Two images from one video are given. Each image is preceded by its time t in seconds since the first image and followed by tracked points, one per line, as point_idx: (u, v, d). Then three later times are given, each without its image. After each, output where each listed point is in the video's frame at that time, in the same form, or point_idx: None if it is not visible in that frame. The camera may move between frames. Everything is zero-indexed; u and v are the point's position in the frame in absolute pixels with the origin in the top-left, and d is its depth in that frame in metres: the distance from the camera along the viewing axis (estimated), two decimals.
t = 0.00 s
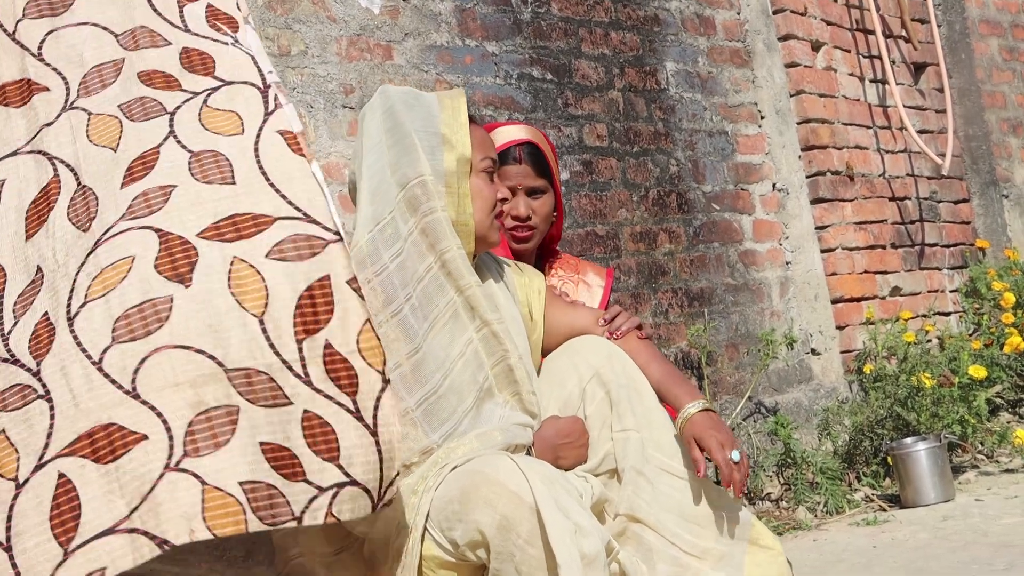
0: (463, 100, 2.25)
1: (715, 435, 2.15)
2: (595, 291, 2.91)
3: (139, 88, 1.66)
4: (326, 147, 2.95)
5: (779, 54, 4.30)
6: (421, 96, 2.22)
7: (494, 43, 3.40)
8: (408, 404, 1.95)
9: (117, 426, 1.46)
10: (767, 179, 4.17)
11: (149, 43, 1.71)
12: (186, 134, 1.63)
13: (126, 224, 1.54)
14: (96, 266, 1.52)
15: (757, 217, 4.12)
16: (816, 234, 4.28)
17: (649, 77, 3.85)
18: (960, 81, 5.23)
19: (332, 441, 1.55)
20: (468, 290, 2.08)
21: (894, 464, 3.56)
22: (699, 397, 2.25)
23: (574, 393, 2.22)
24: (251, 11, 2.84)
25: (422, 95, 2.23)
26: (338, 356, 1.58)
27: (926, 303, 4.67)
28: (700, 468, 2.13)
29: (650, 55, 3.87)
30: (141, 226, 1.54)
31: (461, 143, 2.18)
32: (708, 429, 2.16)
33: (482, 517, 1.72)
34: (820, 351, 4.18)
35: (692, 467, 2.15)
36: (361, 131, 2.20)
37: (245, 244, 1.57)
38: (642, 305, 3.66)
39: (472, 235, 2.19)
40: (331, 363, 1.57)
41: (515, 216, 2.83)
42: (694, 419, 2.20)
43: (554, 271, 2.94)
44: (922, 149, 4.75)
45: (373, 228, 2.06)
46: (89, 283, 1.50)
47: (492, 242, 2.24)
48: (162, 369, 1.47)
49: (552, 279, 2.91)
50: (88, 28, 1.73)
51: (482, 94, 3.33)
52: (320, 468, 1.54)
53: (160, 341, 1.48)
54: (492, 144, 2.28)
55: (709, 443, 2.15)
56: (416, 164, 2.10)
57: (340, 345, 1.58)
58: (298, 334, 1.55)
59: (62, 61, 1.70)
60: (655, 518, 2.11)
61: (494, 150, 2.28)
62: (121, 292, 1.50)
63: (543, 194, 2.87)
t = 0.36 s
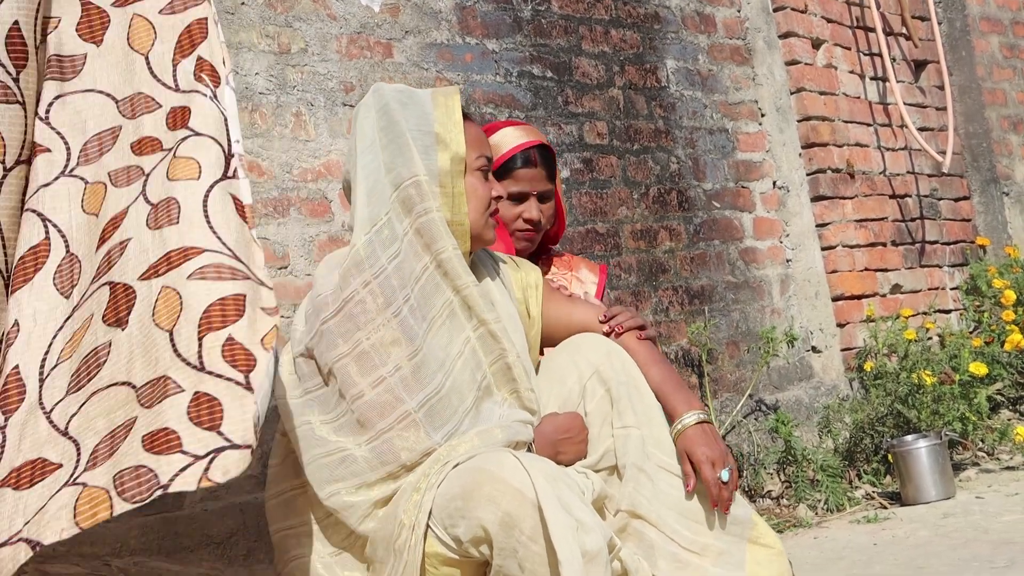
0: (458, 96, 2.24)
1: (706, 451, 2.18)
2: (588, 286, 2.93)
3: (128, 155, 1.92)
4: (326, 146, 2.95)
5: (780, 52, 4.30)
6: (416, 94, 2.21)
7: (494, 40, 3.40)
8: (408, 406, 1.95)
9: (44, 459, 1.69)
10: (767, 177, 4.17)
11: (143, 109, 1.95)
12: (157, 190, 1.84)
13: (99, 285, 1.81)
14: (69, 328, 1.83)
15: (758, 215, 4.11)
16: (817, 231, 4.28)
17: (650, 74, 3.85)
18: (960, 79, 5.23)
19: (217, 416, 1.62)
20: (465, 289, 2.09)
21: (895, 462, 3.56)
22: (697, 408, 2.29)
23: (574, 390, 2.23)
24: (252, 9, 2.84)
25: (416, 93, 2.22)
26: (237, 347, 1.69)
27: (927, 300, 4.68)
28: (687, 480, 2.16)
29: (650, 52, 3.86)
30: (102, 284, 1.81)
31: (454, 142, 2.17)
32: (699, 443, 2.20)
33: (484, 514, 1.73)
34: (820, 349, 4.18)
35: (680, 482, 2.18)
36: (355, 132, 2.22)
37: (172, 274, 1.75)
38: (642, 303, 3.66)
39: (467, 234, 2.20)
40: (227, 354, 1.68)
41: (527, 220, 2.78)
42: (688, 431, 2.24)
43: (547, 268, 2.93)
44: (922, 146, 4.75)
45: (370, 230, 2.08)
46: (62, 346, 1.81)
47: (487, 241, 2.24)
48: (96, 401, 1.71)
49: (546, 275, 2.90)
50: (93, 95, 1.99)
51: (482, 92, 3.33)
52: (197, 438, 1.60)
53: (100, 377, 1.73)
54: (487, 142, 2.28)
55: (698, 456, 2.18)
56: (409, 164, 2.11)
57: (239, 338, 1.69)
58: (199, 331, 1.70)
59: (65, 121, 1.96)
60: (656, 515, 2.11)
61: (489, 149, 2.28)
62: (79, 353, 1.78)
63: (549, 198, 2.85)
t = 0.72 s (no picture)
0: (470, 94, 2.24)
1: (721, 434, 2.16)
2: (587, 288, 2.90)
3: (138, 191, 2.31)
4: (327, 144, 2.95)
5: (781, 50, 4.30)
6: (428, 90, 2.22)
7: (495, 39, 3.40)
8: (409, 402, 1.98)
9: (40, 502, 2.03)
10: (768, 175, 4.17)
11: (149, 133, 2.33)
12: (169, 260, 2.30)
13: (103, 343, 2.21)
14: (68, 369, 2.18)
15: (759, 213, 4.11)
16: (817, 230, 4.28)
17: (650, 73, 3.84)
18: (961, 78, 5.24)
19: (177, 484, 2.05)
20: (471, 287, 2.08)
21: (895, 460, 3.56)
22: (705, 398, 2.26)
23: (576, 389, 2.23)
24: (252, 8, 2.84)
25: (431, 90, 2.23)
26: (211, 432, 2.13)
27: (928, 299, 4.68)
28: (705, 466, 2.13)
29: (651, 51, 3.86)
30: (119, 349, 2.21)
31: (466, 139, 2.17)
32: (713, 429, 2.17)
33: (484, 519, 1.73)
34: (821, 347, 4.18)
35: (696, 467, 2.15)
36: (367, 128, 2.23)
37: (171, 342, 2.17)
38: (642, 301, 3.66)
39: (475, 232, 2.20)
40: (203, 433, 2.12)
41: (536, 225, 2.78)
42: (699, 418, 2.20)
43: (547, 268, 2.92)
44: (923, 145, 4.75)
45: (376, 224, 2.11)
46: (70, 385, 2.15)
47: (495, 239, 2.24)
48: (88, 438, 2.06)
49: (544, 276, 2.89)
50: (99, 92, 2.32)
51: (483, 90, 3.33)
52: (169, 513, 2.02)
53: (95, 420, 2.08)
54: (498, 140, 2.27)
55: (715, 442, 2.16)
56: (420, 160, 2.12)
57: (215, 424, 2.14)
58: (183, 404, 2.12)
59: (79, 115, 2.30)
60: (657, 514, 2.11)
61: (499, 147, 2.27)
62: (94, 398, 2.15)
63: (557, 204, 2.85)
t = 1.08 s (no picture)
0: (455, 91, 2.26)
1: (720, 449, 2.18)
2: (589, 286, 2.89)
3: (185, 171, 2.07)
4: (326, 142, 2.95)
5: (780, 49, 4.30)
6: (414, 91, 2.24)
7: (494, 37, 3.39)
8: (414, 397, 2.00)
9: (125, 515, 1.83)
10: (767, 173, 4.17)
11: (194, 114, 2.09)
12: (218, 257, 2.09)
13: (178, 327, 1.99)
14: (142, 369, 1.96)
15: (758, 211, 4.11)
16: (817, 228, 4.28)
17: (650, 71, 3.84)
18: (961, 76, 5.24)
19: (302, 542, 1.90)
20: (469, 285, 2.09)
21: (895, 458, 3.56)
22: (706, 407, 2.27)
23: (575, 386, 2.23)
24: (251, 6, 2.83)
25: (416, 91, 2.25)
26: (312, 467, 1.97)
27: (927, 297, 4.68)
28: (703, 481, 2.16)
29: (650, 49, 3.86)
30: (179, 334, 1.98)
31: (457, 136, 2.19)
32: (712, 443, 2.19)
33: (485, 508, 1.73)
34: (820, 345, 4.19)
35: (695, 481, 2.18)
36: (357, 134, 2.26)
37: (244, 371, 2.03)
38: (642, 299, 3.66)
39: (471, 227, 2.20)
40: (307, 479, 1.96)
41: (543, 226, 2.79)
42: (699, 431, 2.22)
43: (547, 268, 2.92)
44: (922, 143, 4.75)
45: (376, 225, 2.13)
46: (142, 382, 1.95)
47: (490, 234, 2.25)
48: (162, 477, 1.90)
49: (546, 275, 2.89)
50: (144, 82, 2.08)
51: (482, 88, 3.33)
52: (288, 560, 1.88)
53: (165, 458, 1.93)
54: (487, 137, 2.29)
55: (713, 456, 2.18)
56: (411, 161, 2.14)
57: (311, 453, 1.98)
58: (281, 448, 1.98)
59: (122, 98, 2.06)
60: (656, 510, 2.11)
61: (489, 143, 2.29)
62: (170, 392, 1.94)
63: (564, 206, 2.86)
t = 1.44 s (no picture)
0: (440, 89, 2.25)
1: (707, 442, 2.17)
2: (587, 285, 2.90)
3: (195, 159, 2.21)
4: (328, 142, 2.95)
5: (782, 48, 4.30)
6: (401, 91, 2.22)
7: (496, 37, 3.39)
8: (410, 393, 2.01)
9: (137, 506, 1.97)
10: (769, 173, 4.17)
11: (211, 91, 2.25)
12: (231, 245, 2.25)
13: (183, 303, 2.11)
14: (155, 347, 2.09)
15: (760, 211, 4.11)
16: (819, 228, 4.28)
17: (652, 71, 3.84)
18: (963, 75, 5.23)
19: (296, 549, 2.01)
20: (465, 282, 2.08)
21: (896, 458, 3.56)
22: (697, 404, 2.27)
23: (575, 387, 2.22)
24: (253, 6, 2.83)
25: (403, 89, 2.24)
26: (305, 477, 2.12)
27: (929, 297, 4.68)
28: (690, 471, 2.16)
29: (652, 49, 3.86)
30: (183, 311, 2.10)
31: (447, 134, 2.18)
32: (700, 436, 2.19)
33: (487, 499, 1.73)
34: (822, 345, 4.18)
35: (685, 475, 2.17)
36: (348, 135, 2.26)
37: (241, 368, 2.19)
38: (644, 299, 3.66)
39: (466, 224, 2.20)
40: (300, 487, 2.10)
41: (552, 232, 2.80)
42: (689, 424, 2.23)
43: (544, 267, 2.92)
44: (924, 142, 4.75)
45: (372, 224, 2.15)
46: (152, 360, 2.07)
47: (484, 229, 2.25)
48: (178, 468, 2.04)
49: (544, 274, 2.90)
50: (166, 58, 2.26)
51: (484, 88, 3.33)
52: (284, 565, 1.98)
53: (180, 440, 2.06)
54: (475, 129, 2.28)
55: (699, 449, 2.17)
56: (404, 161, 2.14)
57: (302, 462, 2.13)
58: (273, 458, 2.14)
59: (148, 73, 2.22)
60: (657, 509, 2.11)
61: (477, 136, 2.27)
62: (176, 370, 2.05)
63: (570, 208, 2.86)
